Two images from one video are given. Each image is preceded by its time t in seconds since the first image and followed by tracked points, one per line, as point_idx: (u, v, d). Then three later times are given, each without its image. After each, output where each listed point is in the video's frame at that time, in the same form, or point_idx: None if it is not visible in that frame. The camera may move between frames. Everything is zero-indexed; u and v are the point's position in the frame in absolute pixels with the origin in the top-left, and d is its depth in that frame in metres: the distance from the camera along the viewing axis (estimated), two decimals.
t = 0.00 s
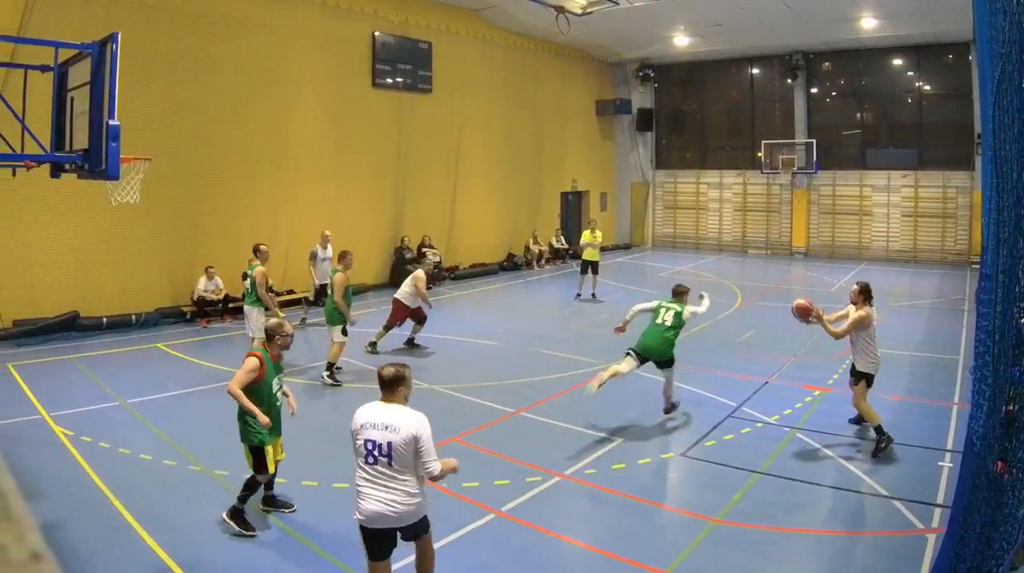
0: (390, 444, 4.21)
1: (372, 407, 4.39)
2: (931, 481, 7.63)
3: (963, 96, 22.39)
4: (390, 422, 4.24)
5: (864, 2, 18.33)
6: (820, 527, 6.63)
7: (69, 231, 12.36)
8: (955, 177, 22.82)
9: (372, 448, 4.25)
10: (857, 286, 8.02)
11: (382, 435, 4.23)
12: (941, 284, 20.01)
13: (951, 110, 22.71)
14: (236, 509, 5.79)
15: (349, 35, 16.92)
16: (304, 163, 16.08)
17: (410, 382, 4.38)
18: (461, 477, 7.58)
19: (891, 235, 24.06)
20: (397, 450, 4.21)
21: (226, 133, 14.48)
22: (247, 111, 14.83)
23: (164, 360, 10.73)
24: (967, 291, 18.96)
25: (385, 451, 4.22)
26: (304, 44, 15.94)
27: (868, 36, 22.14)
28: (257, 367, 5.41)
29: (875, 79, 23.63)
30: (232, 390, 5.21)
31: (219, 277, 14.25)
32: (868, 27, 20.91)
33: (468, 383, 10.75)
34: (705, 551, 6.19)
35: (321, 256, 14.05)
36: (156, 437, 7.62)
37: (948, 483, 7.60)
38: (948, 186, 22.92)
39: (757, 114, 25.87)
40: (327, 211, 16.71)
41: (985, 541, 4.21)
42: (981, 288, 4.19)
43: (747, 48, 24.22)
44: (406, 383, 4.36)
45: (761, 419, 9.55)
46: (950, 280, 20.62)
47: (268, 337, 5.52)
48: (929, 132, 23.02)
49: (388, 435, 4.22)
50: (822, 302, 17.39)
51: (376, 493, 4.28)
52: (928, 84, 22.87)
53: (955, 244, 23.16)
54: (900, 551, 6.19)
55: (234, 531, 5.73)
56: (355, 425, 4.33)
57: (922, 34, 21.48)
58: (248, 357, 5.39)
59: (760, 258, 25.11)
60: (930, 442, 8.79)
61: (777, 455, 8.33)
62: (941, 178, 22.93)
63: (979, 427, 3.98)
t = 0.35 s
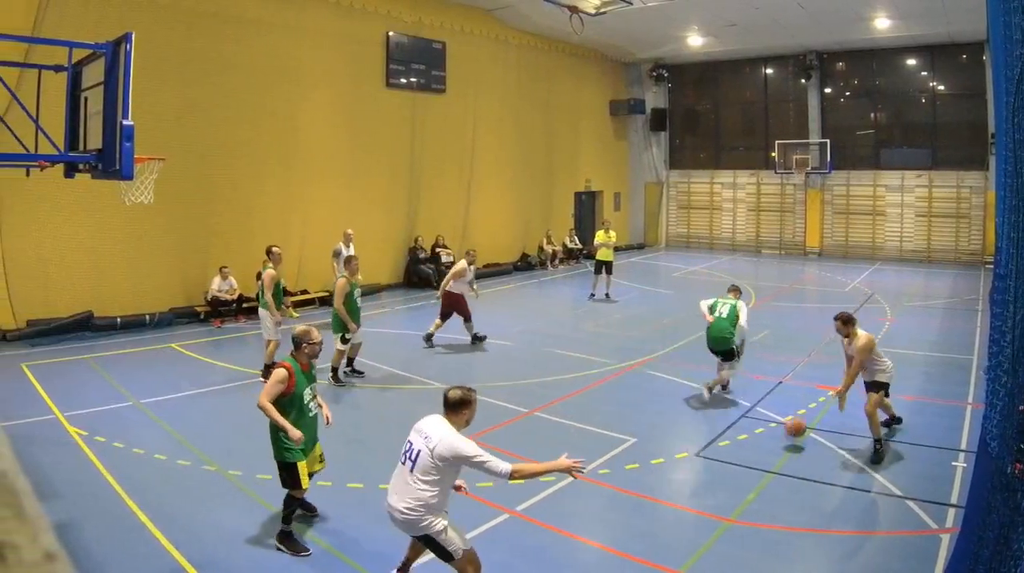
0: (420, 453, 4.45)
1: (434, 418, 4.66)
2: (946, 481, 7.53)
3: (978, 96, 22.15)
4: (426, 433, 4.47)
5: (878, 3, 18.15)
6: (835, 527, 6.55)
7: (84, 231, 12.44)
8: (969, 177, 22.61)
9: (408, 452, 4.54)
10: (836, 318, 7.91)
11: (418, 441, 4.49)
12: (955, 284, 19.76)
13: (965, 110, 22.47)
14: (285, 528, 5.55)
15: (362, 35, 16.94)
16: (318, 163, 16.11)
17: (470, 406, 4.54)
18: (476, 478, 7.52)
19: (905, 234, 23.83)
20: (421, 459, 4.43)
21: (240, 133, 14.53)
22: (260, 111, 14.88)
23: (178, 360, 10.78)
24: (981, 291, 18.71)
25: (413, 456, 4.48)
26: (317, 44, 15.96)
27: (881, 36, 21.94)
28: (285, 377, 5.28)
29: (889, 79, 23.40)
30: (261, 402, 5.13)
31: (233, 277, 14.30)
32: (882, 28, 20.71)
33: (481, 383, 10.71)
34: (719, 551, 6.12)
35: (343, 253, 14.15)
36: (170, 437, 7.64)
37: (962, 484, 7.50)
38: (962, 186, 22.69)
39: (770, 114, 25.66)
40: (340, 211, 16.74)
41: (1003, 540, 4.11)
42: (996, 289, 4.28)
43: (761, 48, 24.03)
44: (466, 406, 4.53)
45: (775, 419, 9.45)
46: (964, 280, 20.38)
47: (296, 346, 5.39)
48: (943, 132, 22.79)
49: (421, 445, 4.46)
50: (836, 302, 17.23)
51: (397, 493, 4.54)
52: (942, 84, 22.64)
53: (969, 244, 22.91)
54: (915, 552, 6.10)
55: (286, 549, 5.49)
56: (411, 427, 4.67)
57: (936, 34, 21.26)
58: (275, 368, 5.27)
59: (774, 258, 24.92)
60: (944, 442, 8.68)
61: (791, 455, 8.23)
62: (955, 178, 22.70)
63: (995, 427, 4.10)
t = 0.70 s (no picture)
0: (432, 431, 4.54)
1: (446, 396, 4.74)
2: (961, 482, 7.43)
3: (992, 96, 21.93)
4: (438, 411, 4.56)
5: (892, 3, 17.97)
6: (849, 527, 6.48)
7: (100, 231, 12.51)
8: (983, 177, 22.39)
9: (420, 429, 4.62)
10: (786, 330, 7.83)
11: (429, 420, 4.58)
12: (968, 284, 19.50)
13: (979, 110, 22.25)
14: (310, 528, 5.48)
15: (376, 35, 16.96)
16: (332, 163, 16.14)
17: (479, 384, 4.62)
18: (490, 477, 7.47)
19: (919, 234, 23.60)
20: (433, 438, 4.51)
21: (254, 133, 14.57)
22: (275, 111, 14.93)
23: (193, 360, 10.82)
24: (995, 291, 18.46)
25: (425, 435, 4.56)
26: (331, 45, 15.99)
27: (895, 36, 21.74)
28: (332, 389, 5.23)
29: (903, 79, 23.17)
30: (340, 418, 5.06)
31: (246, 276, 14.36)
32: (896, 28, 20.52)
33: (494, 383, 10.67)
34: (733, 551, 6.05)
35: (360, 253, 14.15)
36: (184, 437, 7.66)
37: (976, 484, 7.42)
38: (976, 186, 22.48)
39: (784, 114, 25.47)
40: (354, 211, 16.75)
41: (1021, 542, 4.01)
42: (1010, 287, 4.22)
43: (775, 48, 23.83)
44: (475, 384, 4.60)
45: (789, 419, 9.35)
46: (978, 280, 20.13)
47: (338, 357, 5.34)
48: (956, 133, 22.58)
49: (433, 423, 4.54)
50: (849, 302, 17.07)
51: (410, 470, 4.64)
52: (955, 84, 22.43)
53: (983, 244, 22.68)
54: (929, 552, 6.04)
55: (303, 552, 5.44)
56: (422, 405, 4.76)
57: (950, 34, 21.05)
58: (323, 382, 5.20)
59: (788, 258, 24.73)
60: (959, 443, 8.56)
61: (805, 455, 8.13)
62: (969, 178, 22.47)
63: (1009, 427, 4.05)
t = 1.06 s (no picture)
0: (456, 451, 4.39)
1: (446, 412, 4.57)
2: (977, 483, 7.33)
3: (1006, 96, 21.70)
4: (454, 430, 4.41)
5: (906, 2, 17.80)
6: (864, 527, 6.40)
7: (115, 231, 12.59)
8: (997, 177, 22.18)
9: (439, 453, 4.46)
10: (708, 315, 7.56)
11: (447, 441, 4.42)
12: (982, 284, 19.26)
13: (994, 110, 22.02)
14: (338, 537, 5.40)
15: (390, 35, 16.98)
16: (346, 163, 16.17)
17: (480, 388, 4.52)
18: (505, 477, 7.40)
19: (933, 234, 23.40)
20: (461, 458, 4.38)
21: (269, 134, 14.62)
22: (289, 111, 14.98)
23: (207, 360, 10.87)
24: (1009, 291, 18.21)
25: (449, 458, 4.40)
26: (345, 45, 16.02)
27: (908, 36, 21.53)
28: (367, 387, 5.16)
29: (917, 79, 22.95)
30: (373, 416, 4.87)
31: (260, 276, 14.41)
32: (909, 28, 20.33)
33: (508, 383, 10.63)
34: (748, 551, 5.98)
35: (377, 254, 14.05)
36: (198, 437, 7.68)
37: (990, 485, 7.32)
38: (990, 186, 22.28)
39: (798, 114, 25.27)
40: (368, 211, 16.77)
41: None
42: None
43: (788, 48, 23.64)
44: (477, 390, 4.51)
45: (802, 419, 9.25)
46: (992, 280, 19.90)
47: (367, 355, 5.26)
48: (970, 133, 22.38)
49: (455, 442, 4.40)
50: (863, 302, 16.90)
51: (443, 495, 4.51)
52: (969, 84, 22.22)
53: (997, 243, 22.47)
54: (945, 553, 5.96)
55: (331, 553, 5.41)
56: (424, 429, 4.56)
57: (964, 34, 20.83)
58: (361, 380, 5.10)
59: (801, 258, 24.55)
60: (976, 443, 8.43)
61: (818, 455, 8.04)
62: (983, 178, 22.27)
63: None
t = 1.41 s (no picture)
0: (504, 481, 3.94)
1: (465, 450, 4.06)
2: (989, 483, 7.23)
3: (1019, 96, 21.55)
4: (496, 458, 3.98)
5: (920, 3, 17.68)
6: (876, 527, 6.33)
7: (129, 232, 12.65)
8: (1010, 177, 22.04)
9: (483, 491, 3.94)
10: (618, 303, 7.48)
11: (491, 474, 3.94)
12: (995, 284, 19.01)
13: (1006, 110, 21.88)
14: (349, 543, 5.37)
15: (403, 35, 16.99)
16: (359, 163, 16.19)
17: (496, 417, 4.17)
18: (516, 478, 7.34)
19: (945, 235, 23.24)
20: (513, 486, 3.94)
21: (281, 134, 14.65)
22: (301, 111, 15.01)
23: (220, 360, 10.90)
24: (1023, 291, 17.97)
25: (500, 491, 3.93)
26: (358, 45, 16.05)
27: (921, 36, 21.38)
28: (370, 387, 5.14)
29: (930, 79, 22.81)
30: (364, 423, 4.82)
31: (273, 276, 14.45)
32: (923, 28, 20.19)
33: (520, 383, 10.58)
34: (762, 551, 5.90)
35: (393, 254, 14.04)
36: (211, 437, 7.70)
37: (1002, 484, 7.23)
38: (1003, 186, 22.13)
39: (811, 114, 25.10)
40: (381, 211, 16.79)
41: None
42: None
43: (801, 48, 23.48)
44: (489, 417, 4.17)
45: (815, 419, 9.15)
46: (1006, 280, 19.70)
47: (371, 355, 5.27)
48: (983, 133, 22.26)
49: (499, 472, 3.95)
50: (877, 303, 16.75)
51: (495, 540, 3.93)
52: (982, 84, 22.09)
53: (1010, 243, 22.29)
54: (958, 553, 5.89)
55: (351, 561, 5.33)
56: (454, 473, 3.99)
57: (977, 34, 20.70)
58: (367, 379, 5.09)
59: (814, 258, 24.38)
60: (993, 444, 8.30)
61: (831, 455, 7.94)
62: (995, 178, 22.14)
63: None
